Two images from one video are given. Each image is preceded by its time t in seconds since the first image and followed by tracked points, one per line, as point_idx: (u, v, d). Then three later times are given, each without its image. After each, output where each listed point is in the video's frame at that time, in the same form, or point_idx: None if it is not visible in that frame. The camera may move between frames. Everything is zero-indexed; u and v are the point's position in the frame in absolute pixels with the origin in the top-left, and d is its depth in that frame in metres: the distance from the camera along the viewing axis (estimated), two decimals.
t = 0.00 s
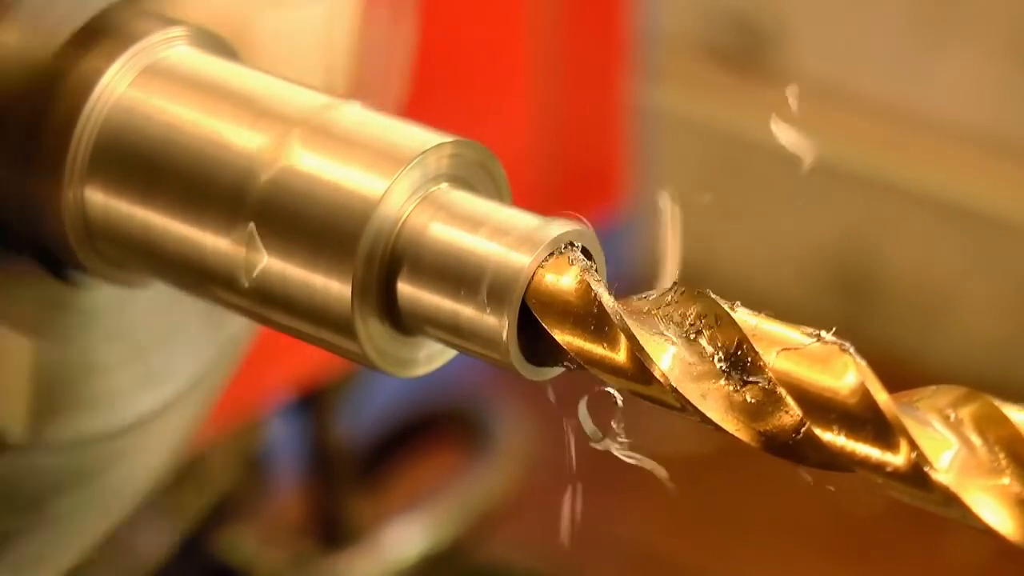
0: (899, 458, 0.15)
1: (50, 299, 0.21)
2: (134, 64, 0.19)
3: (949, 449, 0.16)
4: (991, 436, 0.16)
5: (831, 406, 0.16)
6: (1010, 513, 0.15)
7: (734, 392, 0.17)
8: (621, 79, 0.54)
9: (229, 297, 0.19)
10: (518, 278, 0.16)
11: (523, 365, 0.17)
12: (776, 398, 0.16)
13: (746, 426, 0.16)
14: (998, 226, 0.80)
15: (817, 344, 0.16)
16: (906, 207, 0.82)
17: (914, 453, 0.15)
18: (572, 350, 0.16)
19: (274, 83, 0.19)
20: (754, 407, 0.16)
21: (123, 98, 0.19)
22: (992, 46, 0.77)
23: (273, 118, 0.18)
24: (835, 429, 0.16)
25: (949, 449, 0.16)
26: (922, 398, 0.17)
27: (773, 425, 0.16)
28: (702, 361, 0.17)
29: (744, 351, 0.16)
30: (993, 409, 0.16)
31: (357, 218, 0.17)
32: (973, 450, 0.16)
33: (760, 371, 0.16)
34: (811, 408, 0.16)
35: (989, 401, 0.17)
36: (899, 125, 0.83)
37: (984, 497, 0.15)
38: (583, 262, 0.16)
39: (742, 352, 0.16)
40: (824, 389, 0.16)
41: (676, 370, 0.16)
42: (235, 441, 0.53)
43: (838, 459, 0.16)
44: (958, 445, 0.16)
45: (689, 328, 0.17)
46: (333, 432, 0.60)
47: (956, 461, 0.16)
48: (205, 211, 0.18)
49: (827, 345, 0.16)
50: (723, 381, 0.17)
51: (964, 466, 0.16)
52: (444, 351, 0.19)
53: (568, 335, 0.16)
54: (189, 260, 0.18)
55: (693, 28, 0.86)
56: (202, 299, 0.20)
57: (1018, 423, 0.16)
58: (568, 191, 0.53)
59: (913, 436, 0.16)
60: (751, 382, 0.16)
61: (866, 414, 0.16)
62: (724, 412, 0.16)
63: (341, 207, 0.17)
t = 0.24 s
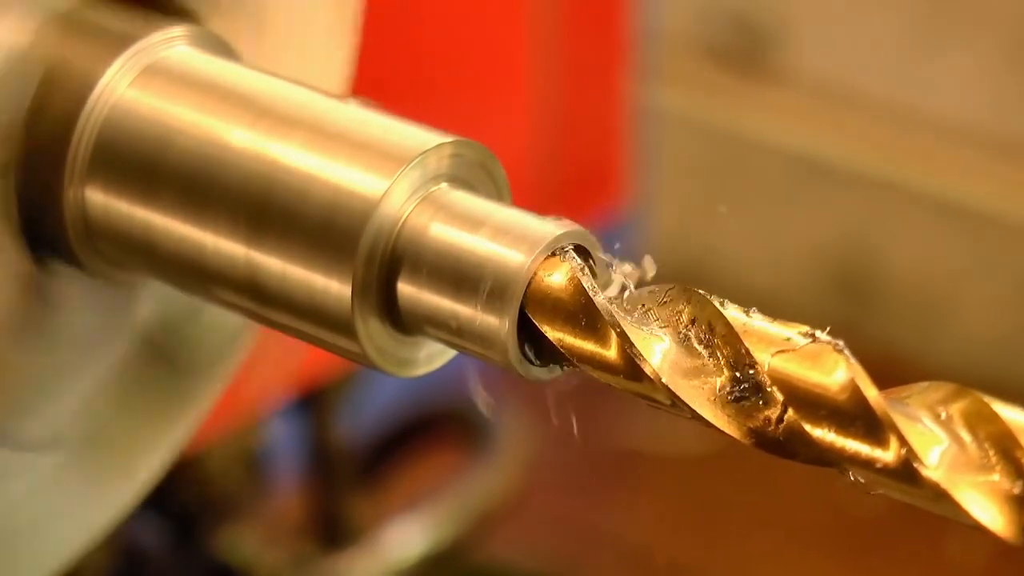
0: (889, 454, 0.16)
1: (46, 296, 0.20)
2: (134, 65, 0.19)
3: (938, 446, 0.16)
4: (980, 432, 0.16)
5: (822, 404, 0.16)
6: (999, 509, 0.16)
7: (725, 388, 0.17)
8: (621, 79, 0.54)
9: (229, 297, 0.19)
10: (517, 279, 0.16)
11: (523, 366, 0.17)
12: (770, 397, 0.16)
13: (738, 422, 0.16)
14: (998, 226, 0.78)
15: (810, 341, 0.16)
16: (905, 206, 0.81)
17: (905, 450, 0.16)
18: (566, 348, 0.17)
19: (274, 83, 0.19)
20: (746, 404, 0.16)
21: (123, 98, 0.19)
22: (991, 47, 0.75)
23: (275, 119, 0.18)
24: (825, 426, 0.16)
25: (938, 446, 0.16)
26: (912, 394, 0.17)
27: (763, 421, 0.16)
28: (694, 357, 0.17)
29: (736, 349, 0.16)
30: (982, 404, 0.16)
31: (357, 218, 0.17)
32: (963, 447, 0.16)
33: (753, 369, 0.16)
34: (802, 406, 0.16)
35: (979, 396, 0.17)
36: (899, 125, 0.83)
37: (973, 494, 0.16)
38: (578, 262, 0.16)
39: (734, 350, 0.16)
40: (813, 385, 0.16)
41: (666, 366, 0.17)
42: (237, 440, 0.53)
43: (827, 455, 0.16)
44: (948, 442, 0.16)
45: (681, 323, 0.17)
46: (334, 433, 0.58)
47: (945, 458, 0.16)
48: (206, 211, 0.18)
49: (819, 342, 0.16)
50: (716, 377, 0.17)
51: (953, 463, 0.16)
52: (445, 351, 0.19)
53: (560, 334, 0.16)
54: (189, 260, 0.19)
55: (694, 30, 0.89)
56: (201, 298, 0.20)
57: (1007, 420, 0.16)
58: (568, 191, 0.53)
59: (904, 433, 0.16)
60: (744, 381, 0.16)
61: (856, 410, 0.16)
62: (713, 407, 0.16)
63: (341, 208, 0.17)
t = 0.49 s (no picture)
0: (877, 450, 0.15)
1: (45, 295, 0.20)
2: (133, 65, 0.19)
3: (926, 441, 0.16)
4: (969, 428, 0.16)
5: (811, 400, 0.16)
6: (987, 506, 0.16)
7: (717, 383, 0.16)
8: (621, 79, 0.54)
9: (228, 297, 0.19)
10: (516, 278, 0.16)
11: (523, 368, 0.17)
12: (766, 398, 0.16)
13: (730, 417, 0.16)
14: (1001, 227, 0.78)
15: (799, 337, 0.16)
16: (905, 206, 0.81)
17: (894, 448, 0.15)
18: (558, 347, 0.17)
19: (274, 84, 0.19)
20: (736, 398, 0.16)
21: (123, 98, 0.19)
22: (990, 47, 0.75)
23: (274, 119, 0.18)
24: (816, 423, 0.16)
25: (927, 442, 0.16)
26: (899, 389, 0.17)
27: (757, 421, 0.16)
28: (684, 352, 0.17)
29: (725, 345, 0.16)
30: (970, 400, 0.16)
31: (356, 217, 0.17)
32: (950, 443, 0.16)
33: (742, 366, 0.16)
34: (790, 401, 0.16)
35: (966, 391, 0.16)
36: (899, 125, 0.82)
37: (961, 490, 0.16)
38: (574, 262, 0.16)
39: (723, 347, 0.16)
40: (802, 381, 0.16)
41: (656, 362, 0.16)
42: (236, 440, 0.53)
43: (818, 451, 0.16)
44: (935, 437, 0.16)
45: (670, 319, 0.17)
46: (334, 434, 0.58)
47: (933, 454, 0.16)
48: (204, 210, 0.18)
49: (808, 339, 0.16)
50: (706, 372, 0.16)
51: (941, 459, 0.16)
52: (444, 351, 0.19)
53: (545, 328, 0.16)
54: (187, 260, 0.19)
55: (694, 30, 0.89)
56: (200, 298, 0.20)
57: (995, 416, 0.16)
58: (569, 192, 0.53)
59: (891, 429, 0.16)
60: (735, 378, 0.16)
61: (843, 406, 0.16)
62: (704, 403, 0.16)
63: (341, 208, 0.17)
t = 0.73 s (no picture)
0: (864, 444, 0.15)
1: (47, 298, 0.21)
2: (132, 67, 0.19)
3: (912, 435, 0.16)
4: (955, 423, 0.16)
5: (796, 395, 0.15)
6: (972, 501, 0.15)
7: (707, 379, 0.16)
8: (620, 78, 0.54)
9: (228, 297, 0.19)
10: (516, 278, 0.16)
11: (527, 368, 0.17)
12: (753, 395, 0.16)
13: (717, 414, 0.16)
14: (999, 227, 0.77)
15: (786, 333, 0.16)
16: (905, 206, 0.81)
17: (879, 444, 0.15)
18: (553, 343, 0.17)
19: (274, 84, 0.19)
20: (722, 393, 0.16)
21: (123, 100, 0.19)
22: (989, 47, 0.75)
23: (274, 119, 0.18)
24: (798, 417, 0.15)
25: (911, 437, 0.16)
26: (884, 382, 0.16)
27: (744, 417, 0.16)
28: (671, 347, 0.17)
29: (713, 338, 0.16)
30: (956, 396, 0.16)
31: (356, 218, 0.17)
32: (936, 438, 0.16)
33: (730, 361, 0.16)
34: (777, 396, 0.16)
35: (954, 387, 0.16)
36: (900, 125, 0.82)
37: (946, 485, 0.15)
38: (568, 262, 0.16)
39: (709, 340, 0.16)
40: (789, 375, 0.15)
41: (643, 355, 0.16)
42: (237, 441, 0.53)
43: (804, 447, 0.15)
44: (921, 432, 0.16)
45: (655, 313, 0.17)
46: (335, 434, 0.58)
47: (920, 448, 0.16)
48: (204, 211, 0.18)
49: (794, 334, 0.16)
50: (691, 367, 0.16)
51: (927, 454, 0.16)
52: (445, 351, 0.19)
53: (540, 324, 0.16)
54: (188, 260, 0.19)
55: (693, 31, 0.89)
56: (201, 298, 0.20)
57: (981, 411, 0.15)
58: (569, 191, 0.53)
59: (878, 425, 0.15)
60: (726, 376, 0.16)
61: (831, 401, 0.15)
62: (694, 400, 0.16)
63: (342, 209, 0.17)
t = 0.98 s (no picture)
0: (850, 440, 0.15)
1: (55, 296, 0.21)
2: (131, 67, 0.19)
3: (898, 430, 0.16)
4: (941, 419, 0.15)
5: (784, 390, 0.16)
6: (958, 496, 0.15)
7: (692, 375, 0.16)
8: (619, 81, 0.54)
9: (229, 297, 0.19)
10: (514, 278, 0.16)
11: (526, 369, 0.17)
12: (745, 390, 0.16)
13: (706, 411, 0.16)
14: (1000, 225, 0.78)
15: (773, 329, 0.16)
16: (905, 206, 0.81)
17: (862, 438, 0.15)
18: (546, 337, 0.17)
19: (274, 84, 0.19)
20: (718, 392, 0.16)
21: (122, 99, 0.19)
22: (988, 45, 0.75)
23: (275, 119, 0.18)
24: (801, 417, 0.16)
25: (897, 432, 0.15)
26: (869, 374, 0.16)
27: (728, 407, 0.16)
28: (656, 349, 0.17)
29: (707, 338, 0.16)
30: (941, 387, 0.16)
31: (356, 217, 0.17)
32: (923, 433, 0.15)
33: (716, 354, 0.16)
34: (763, 391, 0.16)
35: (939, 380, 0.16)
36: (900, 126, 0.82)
37: (933, 479, 0.15)
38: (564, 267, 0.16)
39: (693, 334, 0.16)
40: (775, 371, 0.16)
41: (631, 351, 0.17)
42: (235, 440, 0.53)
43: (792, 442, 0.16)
44: (908, 428, 0.16)
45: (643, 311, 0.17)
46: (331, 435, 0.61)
47: (906, 443, 0.15)
48: (205, 211, 0.18)
49: (780, 330, 0.16)
50: (681, 365, 0.16)
51: (913, 449, 0.15)
52: (444, 351, 0.19)
53: (537, 322, 0.16)
54: (188, 260, 0.19)
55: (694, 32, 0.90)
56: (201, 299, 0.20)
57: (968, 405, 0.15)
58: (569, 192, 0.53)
59: (866, 421, 0.15)
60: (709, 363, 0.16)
61: (817, 396, 0.16)
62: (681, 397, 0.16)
63: (342, 209, 0.17)
